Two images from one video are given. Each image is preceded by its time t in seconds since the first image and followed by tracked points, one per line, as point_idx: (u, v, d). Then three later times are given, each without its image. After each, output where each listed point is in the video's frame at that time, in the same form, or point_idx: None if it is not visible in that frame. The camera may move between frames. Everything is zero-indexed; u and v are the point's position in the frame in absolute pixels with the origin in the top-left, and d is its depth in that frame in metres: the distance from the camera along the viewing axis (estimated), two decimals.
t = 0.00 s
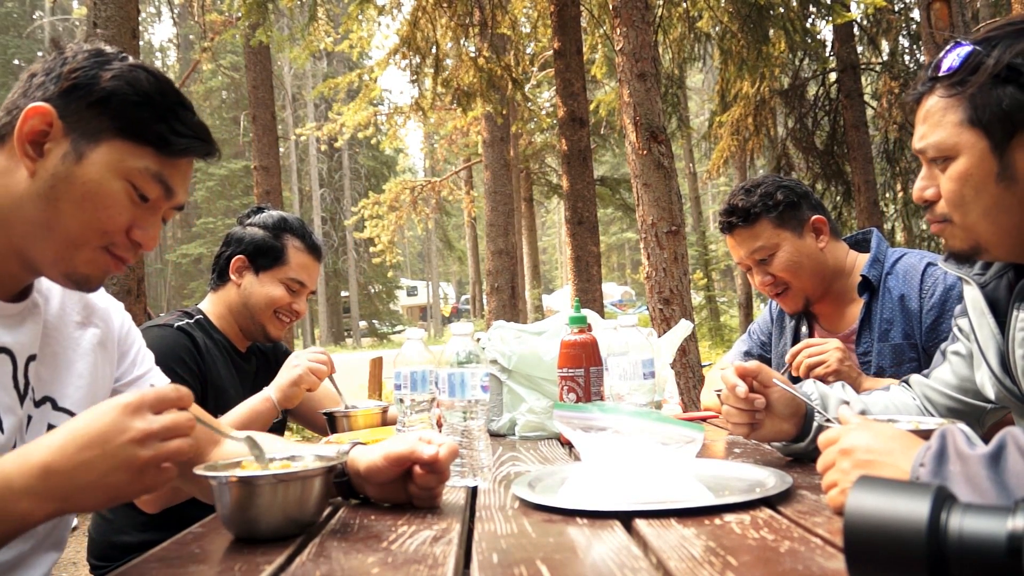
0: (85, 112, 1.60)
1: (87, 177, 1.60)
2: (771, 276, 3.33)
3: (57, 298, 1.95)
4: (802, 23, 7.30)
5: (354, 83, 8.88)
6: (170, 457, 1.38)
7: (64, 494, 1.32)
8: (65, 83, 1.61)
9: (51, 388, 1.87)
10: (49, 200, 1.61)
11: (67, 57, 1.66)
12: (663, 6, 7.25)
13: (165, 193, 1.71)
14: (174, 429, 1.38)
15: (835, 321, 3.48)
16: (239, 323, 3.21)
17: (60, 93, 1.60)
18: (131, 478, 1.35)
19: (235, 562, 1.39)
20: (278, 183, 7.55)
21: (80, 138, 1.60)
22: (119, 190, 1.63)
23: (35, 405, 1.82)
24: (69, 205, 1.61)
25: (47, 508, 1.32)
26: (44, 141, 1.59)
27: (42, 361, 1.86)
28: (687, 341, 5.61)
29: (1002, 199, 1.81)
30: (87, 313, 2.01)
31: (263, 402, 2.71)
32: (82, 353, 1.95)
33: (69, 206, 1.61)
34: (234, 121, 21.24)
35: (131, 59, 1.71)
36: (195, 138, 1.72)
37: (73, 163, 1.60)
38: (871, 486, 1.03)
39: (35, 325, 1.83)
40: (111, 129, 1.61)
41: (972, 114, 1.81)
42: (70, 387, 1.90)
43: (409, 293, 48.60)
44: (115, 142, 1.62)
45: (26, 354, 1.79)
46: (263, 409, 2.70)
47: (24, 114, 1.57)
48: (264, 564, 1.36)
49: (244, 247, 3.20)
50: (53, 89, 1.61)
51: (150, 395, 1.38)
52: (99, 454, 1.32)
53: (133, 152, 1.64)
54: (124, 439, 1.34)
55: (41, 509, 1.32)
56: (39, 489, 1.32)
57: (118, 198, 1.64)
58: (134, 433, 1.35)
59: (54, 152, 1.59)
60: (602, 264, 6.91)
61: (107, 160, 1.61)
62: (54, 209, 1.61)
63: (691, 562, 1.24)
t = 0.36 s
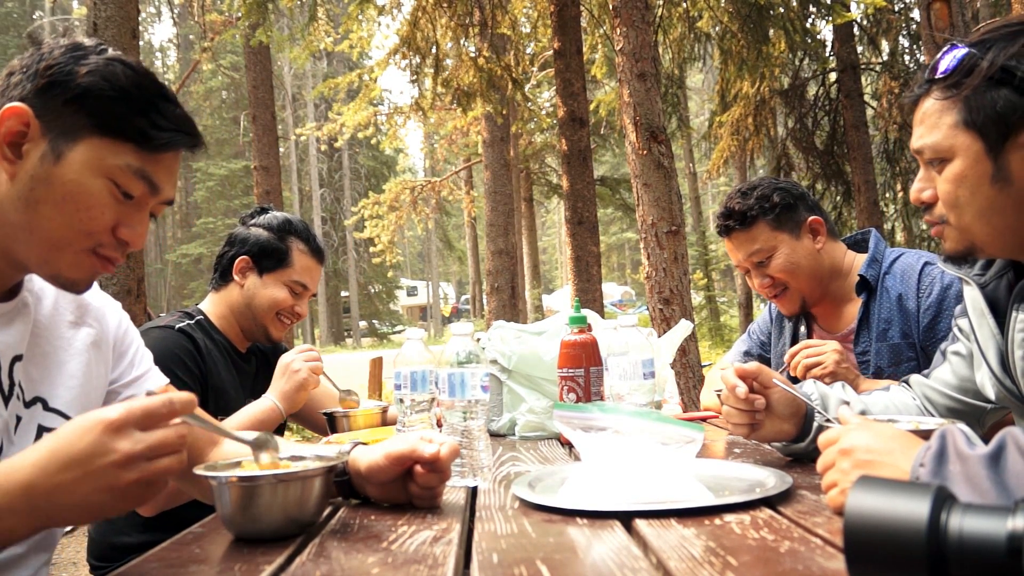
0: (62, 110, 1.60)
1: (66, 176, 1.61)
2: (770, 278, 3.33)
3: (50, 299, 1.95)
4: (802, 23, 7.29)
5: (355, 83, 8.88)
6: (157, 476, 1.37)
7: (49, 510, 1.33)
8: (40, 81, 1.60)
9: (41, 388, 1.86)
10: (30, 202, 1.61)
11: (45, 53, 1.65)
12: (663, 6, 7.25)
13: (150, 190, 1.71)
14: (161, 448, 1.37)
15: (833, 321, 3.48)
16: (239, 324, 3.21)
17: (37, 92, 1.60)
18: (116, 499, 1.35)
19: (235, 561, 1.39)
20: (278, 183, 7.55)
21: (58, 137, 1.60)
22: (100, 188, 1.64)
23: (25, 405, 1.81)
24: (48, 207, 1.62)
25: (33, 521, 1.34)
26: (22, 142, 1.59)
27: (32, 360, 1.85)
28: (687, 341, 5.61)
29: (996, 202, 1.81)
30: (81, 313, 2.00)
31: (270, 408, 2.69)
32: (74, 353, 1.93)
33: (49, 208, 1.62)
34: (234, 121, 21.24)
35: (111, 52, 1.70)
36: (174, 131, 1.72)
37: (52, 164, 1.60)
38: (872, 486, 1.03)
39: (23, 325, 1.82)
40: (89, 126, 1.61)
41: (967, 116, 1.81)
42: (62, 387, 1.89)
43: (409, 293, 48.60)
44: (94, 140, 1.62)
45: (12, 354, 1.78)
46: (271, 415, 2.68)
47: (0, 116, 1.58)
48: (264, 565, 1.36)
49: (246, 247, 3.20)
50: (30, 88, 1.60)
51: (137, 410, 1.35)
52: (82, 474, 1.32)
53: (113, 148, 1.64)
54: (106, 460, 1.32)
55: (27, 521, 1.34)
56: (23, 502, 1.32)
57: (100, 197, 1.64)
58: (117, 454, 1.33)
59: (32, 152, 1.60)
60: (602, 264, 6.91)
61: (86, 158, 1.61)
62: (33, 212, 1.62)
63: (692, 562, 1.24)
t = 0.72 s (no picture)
0: (67, 112, 1.60)
1: (70, 179, 1.61)
2: (772, 278, 3.33)
3: (50, 300, 1.94)
4: (802, 23, 7.29)
5: (355, 83, 8.88)
6: (132, 510, 1.39)
7: (26, 551, 1.34)
8: (45, 83, 1.60)
9: (42, 389, 1.86)
10: (33, 204, 1.61)
11: (50, 56, 1.65)
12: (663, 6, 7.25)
13: (153, 193, 1.71)
14: (133, 482, 1.38)
15: (834, 321, 3.48)
16: (240, 323, 3.22)
17: (42, 94, 1.60)
18: (90, 537, 1.36)
19: (234, 562, 1.39)
20: (278, 184, 7.54)
21: (63, 140, 1.60)
22: (105, 191, 1.64)
23: (25, 406, 1.81)
24: (52, 208, 1.62)
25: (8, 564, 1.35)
26: (28, 144, 1.60)
27: (32, 362, 1.85)
28: (687, 341, 5.61)
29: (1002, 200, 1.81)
30: (81, 314, 2.00)
31: (265, 422, 2.69)
32: (74, 354, 1.92)
33: (53, 209, 1.62)
34: (234, 121, 21.24)
35: (116, 56, 1.71)
36: (179, 135, 1.72)
37: (57, 166, 1.60)
38: (871, 486, 1.03)
39: (22, 327, 1.82)
40: (94, 129, 1.61)
41: (971, 115, 1.81)
42: (63, 387, 1.89)
43: (409, 293, 48.60)
44: (98, 143, 1.62)
45: (12, 356, 1.78)
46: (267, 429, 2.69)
47: (5, 118, 1.58)
48: (264, 564, 1.36)
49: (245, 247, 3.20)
50: (34, 90, 1.60)
51: (105, 450, 1.36)
52: (51, 513, 1.33)
53: (118, 151, 1.64)
54: (75, 500, 1.33)
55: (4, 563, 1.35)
56: None
57: (105, 199, 1.64)
58: (86, 494, 1.34)
59: (37, 154, 1.60)
60: (602, 264, 6.91)
61: (90, 161, 1.61)
62: (37, 213, 1.62)
63: (692, 562, 1.24)
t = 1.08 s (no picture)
0: (67, 110, 1.60)
1: (69, 176, 1.61)
2: (775, 275, 3.33)
3: (50, 299, 1.95)
4: (802, 23, 7.29)
5: (355, 83, 8.88)
6: (136, 503, 1.39)
7: (35, 544, 1.35)
8: (44, 81, 1.60)
9: (41, 389, 1.86)
10: (33, 202, 1.61)
11: (49, 55, 1.66)
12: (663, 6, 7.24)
13: (152, 190, 1.71)
14: (136, 475, 1.40)
15: (834, 321, 3.48)
16: (241, 322, 3.21)
17: (42, 91, 1.60)
18: (97, 530, 1.37)
19: (234, 562, 1.39)
20: (278, 183, 7.54)
21: (63, 137, 1.60)
22: (105, 188, 1.64)
23: (25, 407, 1.81)
24: (53, 206, 1.61)
25: (19, 557, 1.36)
26: (28, 142, 1.59)
27: (32, 362, 1.85)
28: (687, 341, 5.61)
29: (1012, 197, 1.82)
30: (81, 314, 1.99)
31: (284, 412, 2.68)
32: (74, 354, 1.93)
33: (54, 207, 1.61)
34: (234, 121, 21.25)
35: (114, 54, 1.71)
36: (179, 132, 1.72)
37: (56, 163, 1.60)
38: (870, 487, 1.04)
39: (23, 327, 1.82)
40: (93, 126, 1.61)
41: (986, 110, 1.81)
42: (62, 388, 1.89)
43: (409, 293, 48.60)
44: (97, 140, 1.62)
45: (12, 355, 1.78)
46: (285, 419, 2.67)
47: (5, 115, 1.57)
48: (264, 564, 1.36)
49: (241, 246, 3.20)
50: (34, 88, 1.60)
51: (111, 443, 1.38)
52: (59, 504, 1.34)
53: (117, 149, 1.64)
54: (81, 491, 1.35)
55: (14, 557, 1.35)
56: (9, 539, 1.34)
57: (104, 196, 1.64)
58: (92, 484, 1.35)
59: (37, 151, 1.60)
60: (602, 264, 6.91)
61: (90, 159, 1.61)
62: (38, 211, 1.61)
63: (691, 562, 1.24)
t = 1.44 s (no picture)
0: (68, 104, 1.60)
1: (70, 169, 1.61)
2: (778, 273, 3.33)
3: (51, 296, 1.94)
4: (802, 23, 7.28)
5: (355, 83, 8.87)
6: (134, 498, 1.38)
7: (36, 537, 1.36)
8: (45, 75, 1.61)
9: (42, 386, 1.86)
10: (34, 194, 1.61)
11: (49, 49, 1.66)
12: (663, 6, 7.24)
13: (151, 184, 1.71)
14: (133, 468, 1.39)
15: (835, 322, 3.49)
16: (244, 323, 3.21)
17: (42, 85, 1.60)
18: (96, 523, 1.37)
19: (235, 562, 1.39)
20: (278, 184, 7.54)
21: (63, 130, 1.60)
22: (107, 181, 1.64)
23: (25, 403, 1.81)
24: (54, 198, 1.61)
25: (22, 552, 1.37)
26: (29, 133, 1.59)
27: (33, 359, 1.85)
28: (687, 341, 5.61)
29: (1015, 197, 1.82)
30: (83, 311, 1.99)
31: (268, 422, 2.54)
32: (75, 351, 1.93)
33: (54, 199, 1.61)
34: (234, 121, 21.25)
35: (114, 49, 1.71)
36: (177, 127, 1.73)
37: (57, 156, 1.60)
38: (870, 486, 1.03)
39: (24, 323, 1.83)
40: (94, 120, 1.62)
41: (988, 110, 1.81)
42: (63, 385, 1.89)
43: (409, 293, 48.60)
44: (98, 134, 1.62)
45: (13, 352, 1.79)
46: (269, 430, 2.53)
47: (5, 107, 1.57)
48: (264, 565, 1.36)
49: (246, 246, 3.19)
50: (35, 81, 1.61)
51: (110, 438, 1.38)
52: (59, 498, 1.35)
53: (117, 143, 1.64)
54: (79, 484, 1.35)
55: (17, 551, 1.36)
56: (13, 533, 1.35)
57: (106, 188, 1.64)
58: (89, 478, 1.35)
59: (38, 143, 1.60)
60: (602, 264, 6.91)
61: (91, 152, 1.62)
62: (39, 203, 1.61)
63: (691, 562, 1.24)
